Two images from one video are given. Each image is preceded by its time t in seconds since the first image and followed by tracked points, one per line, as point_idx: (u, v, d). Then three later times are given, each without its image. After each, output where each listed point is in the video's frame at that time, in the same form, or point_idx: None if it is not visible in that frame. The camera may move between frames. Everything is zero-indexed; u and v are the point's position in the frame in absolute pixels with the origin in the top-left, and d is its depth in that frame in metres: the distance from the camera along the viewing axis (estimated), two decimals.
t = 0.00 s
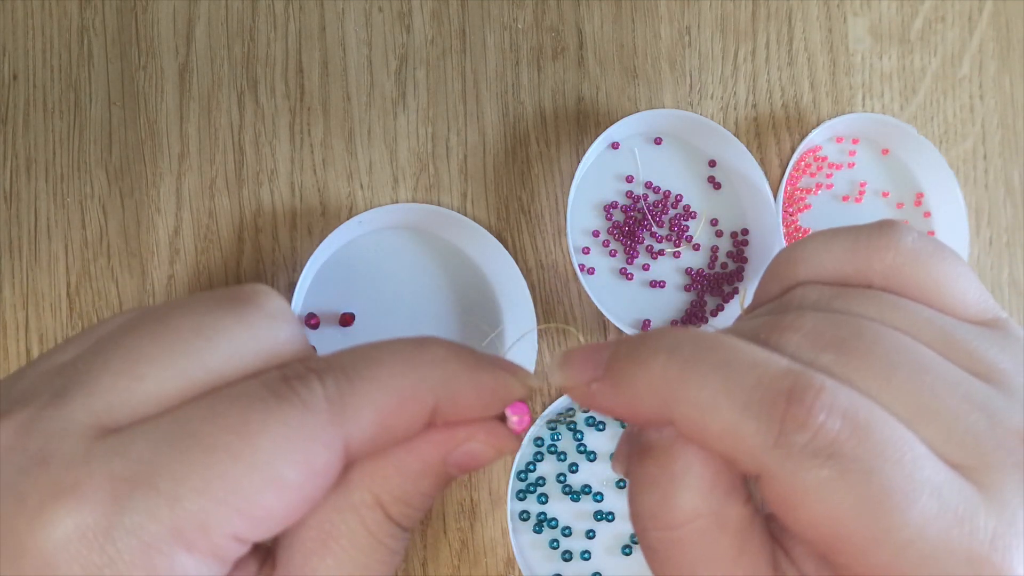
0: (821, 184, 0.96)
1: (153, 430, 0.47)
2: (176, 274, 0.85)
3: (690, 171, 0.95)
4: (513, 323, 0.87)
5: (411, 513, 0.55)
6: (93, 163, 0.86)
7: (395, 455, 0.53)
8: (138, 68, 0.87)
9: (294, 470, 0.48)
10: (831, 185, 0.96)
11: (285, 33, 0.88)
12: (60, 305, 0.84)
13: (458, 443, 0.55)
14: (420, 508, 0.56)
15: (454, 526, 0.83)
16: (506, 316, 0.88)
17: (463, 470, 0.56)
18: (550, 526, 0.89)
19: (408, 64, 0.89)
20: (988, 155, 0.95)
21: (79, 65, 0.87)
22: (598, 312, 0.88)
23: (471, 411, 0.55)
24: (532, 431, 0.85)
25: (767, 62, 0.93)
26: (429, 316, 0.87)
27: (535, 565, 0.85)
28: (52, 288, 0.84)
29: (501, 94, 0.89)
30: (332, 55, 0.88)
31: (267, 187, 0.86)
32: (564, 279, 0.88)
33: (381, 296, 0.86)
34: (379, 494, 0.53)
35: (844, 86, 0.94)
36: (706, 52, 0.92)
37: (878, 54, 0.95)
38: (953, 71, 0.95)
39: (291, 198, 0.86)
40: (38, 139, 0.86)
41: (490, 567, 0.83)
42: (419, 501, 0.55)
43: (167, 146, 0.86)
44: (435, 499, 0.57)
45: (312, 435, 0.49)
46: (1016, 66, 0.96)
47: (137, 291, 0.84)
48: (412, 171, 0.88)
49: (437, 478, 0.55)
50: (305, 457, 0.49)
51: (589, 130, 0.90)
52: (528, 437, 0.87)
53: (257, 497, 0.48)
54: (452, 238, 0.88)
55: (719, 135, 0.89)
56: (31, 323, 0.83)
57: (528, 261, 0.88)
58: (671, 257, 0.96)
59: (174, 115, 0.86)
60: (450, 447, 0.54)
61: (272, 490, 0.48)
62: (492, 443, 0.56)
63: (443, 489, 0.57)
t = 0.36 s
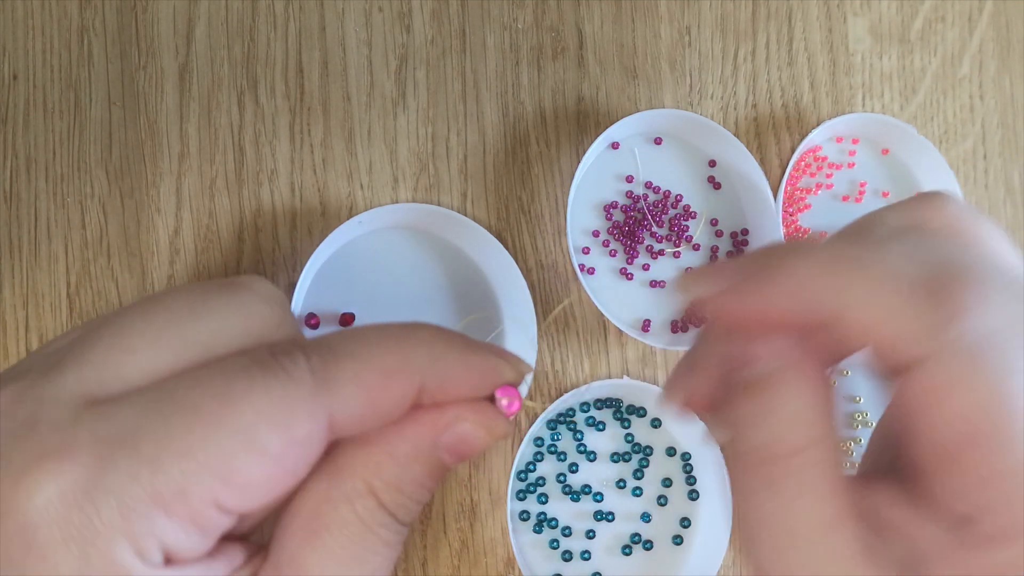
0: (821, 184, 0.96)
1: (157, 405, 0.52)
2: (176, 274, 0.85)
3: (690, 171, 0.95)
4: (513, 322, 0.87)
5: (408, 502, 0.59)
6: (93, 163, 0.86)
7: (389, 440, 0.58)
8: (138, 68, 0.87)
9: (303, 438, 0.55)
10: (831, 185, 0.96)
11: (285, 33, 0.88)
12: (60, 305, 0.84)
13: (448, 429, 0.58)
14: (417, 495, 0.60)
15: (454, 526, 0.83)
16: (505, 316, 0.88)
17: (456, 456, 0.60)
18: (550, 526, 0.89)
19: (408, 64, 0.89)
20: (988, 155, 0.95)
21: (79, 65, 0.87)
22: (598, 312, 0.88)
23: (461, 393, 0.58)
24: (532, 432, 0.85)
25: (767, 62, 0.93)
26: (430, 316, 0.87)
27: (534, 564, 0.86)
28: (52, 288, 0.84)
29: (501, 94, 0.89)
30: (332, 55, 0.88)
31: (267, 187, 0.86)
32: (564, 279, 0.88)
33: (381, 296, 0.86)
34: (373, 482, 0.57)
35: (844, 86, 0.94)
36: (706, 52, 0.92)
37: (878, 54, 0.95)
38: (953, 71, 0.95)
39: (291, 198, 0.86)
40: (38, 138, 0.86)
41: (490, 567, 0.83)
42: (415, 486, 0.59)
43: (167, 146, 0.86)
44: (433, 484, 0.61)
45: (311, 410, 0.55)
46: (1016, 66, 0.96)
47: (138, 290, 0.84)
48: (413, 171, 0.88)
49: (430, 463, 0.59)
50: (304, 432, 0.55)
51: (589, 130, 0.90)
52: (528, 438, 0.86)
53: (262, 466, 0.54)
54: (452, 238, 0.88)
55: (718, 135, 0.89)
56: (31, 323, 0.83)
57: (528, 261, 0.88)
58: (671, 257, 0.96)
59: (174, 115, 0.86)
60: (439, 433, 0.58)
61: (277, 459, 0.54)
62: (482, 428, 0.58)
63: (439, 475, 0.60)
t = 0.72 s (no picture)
0: (822, 184, 0.95)
1: (74, 320, 0.53)
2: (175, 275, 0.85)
3: (690, 171, 0.95)
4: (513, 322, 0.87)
5: (371, 467, 0.46)
6: (93, 163, 0.86)
7: (348, 391, 0.48)
8: (138, 68, 0.87)
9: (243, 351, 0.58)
10: (831, 186, 0.96)
11: (285, 33, 0.88)
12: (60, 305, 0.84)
13: (414, 377, 0.49)
14: (385, 468, 0.46)
15: (454, 526, 0.83)
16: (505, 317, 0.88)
17: (428, 423, 0.48)
18: (550, 526, 0.89)
19: (408, 64, 0.89)
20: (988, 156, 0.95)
21: (79, 65, 0.87)
22: (598, 312, 0.88)
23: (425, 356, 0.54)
24: (532, 431, 0.85)
25: (767, 61, 0.93)
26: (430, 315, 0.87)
27: (533, 564, 0.86)
28: (52, 288, 0.84)
29: (500, 94, 0.89)
30: (332, 55, 0.88)
31: (267, 187, 0.86)
32: (564, 279, 0.88)
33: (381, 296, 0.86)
34: (325, 429, 0.45)
35: (844, 86, 0.94)
36: (706, 52, 0.92)
37: (878, 54, 0.95)
38: (953, 71, 0.95)
39: (291, 198, 0.86)
40: (38, 139, 0.86)
41: (490, 566, 0.83)
42: (380, 448, 0.46)
43: (167, 146, 0.86)
44: (403, 464, 0.47)
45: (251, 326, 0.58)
46: (1016, 66, 0.96)
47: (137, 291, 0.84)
48: (413, 171, 0.88)
49: (396, 423, 0.47)
50: (240, 343, 0.58)
51: (589, 129, 0.90)
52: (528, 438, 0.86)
53: (196, 370, 0.57)
54: (452, 238, 0.88)
55: (719, 135, 0.89)
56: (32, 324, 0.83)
57: (528, 261, 0.88)
58: (671, 257, 0.96)
59: (174, 115, 0.86)
60: (406, 381, 0.49)
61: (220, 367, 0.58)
62: (456, 382, 0.50)
63: (410, 453, 0.47)
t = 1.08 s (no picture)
0: (822, 184, 0.95)
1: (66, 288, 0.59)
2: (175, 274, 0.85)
3: (690, 171, 0.95)
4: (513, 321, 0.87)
5: (333, 443, 0.52)
6: (93, 163, 0.86)
7: (322, 371, 0.54)
8: (138, 68, 0.87)
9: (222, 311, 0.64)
10: (831, 185, 0.96)
11: (285, 33, 0.88)
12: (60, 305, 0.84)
13: (380, 360, 0.54)
14: (345, 448, 0.52)
15: (454, 526, 0.83)
16: (505, 316, 0.88)
17: (390, 406, 0.53)
18: (550, 526, 0.89)
19: (408, 64, 0.89)
20: (989, 156, 0.95)
21: (79, 65, 0.87)
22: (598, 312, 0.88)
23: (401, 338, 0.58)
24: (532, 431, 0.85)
25: (767, 61, 0.93)
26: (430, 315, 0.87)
27: (533, 564, 0.86)
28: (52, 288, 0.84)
29: (500, 94, 0.89)
30: (332, 55, 0.88)
31: (267, 187, 0.86)
32: (564, 279, 0.88)
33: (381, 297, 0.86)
34: (294, 406, 0.52)
35: (844, 86, 0.94)
36: (706, 52, 0.92)
37: (878, 54, 0.95)
38: (953, 70, 0.95)
39: (291, 198, 0.86)
40: (38, 139, 0.86)
41: (490, 567, 0.83)
42: (340, 428, 0.52)
43: (167, 146, 0.86)
44: (365, 443, 0.53)
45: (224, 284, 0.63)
46: (1016, 66, 0.96)
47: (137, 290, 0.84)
48: (413, 171, 0.88)
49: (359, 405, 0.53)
50: (220, 303, 0.63)
51: (589, 129, 0.90)
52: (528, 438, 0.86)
53: (172, 324, 0.62)
54: (452, 238, 0.88)
55: (719, 135, 0.89)
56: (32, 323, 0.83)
57: (528, 261, 0.88)
58: (671, 257, 0.96)
59: (174, 115, 0.86)
60: (373, 364, 0.54)
61: (198, 323, 0.63)
62: (421, 367, 0.54)
63: (373, 433, 0.53)
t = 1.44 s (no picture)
0: (822, 184, 0.95)
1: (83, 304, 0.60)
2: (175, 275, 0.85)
3: (690, 171, 0.95)
4: (513, 324, 0.88)
5: (370, 472, 0.54)
6: (93, 163, 0.86)
7: (356, 400, 0.57)
8: (138, 68, 0.87)
9: (253, 339, 0.64)
10: (831, 186, 0.96)
11: (285, 33, 0.88)
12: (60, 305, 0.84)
13: (415, 395, 0.57)
14: (379, 476, 0.55)
15: (454, 526, 0.83)
16: (506, 317, 0.88)
17: (424, 439, 0.56)
18: (550, 526, 0.89)
19: (409, 64, 0.89)
20: (989, 155, 0.95)
21: (79, 65, 0.86)
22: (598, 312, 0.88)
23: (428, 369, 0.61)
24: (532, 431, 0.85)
25: (767, 62, 0.93)
26: (430, 316, 0.87)
27: (533, 564, 0.86)
28: (52, 289, 0.84)
29: (501, 94, 0.89)
30: (332, 54, 0.88)
31: (267, 187, 0.86)
32: (564, 279, 0.88)
33: (381, 297, 0.86)
34: (332, 436, 0.54)
35: (844, 86, 0.94)
36: (706, 52, 0.92)
37: (878, 54, 0.95)
38: (953, 70, 0.95)
39: (291, 198, 0.86)
40: (38, 139, 0.86)
41: (490, 567, 0.83)
42: (376, 460, 0.55)
43: (167, 145, 0.86)
44: (397, 473, 0.56)
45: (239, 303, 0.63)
46: (1016, 65, 0.96)
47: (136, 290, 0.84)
48: (413, 171, 0.88)
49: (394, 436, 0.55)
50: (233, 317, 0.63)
51: (589, 130, 0.90)
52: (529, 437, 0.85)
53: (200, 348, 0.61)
54: (452, 239, 0.88)
55: (719, 135, 0.89)
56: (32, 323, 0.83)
57: (528, 261, 0.88)
58: (671, 257, 0.96)
59: (174, 115, 0.86)
60: (407, 398, 0.56)
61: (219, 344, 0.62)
62: (453, 402, 0.58)
63: (405, 463, 0.56)
